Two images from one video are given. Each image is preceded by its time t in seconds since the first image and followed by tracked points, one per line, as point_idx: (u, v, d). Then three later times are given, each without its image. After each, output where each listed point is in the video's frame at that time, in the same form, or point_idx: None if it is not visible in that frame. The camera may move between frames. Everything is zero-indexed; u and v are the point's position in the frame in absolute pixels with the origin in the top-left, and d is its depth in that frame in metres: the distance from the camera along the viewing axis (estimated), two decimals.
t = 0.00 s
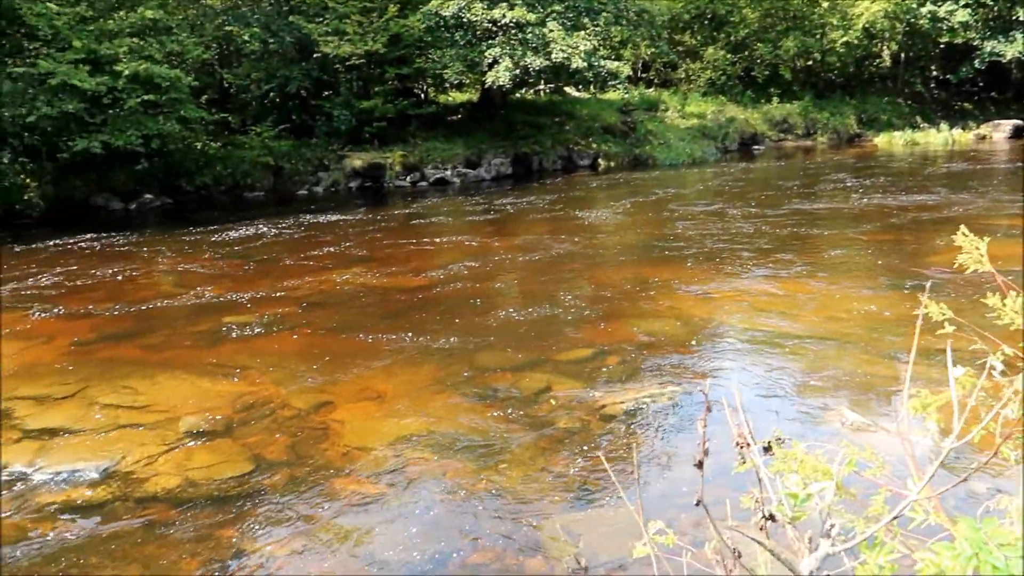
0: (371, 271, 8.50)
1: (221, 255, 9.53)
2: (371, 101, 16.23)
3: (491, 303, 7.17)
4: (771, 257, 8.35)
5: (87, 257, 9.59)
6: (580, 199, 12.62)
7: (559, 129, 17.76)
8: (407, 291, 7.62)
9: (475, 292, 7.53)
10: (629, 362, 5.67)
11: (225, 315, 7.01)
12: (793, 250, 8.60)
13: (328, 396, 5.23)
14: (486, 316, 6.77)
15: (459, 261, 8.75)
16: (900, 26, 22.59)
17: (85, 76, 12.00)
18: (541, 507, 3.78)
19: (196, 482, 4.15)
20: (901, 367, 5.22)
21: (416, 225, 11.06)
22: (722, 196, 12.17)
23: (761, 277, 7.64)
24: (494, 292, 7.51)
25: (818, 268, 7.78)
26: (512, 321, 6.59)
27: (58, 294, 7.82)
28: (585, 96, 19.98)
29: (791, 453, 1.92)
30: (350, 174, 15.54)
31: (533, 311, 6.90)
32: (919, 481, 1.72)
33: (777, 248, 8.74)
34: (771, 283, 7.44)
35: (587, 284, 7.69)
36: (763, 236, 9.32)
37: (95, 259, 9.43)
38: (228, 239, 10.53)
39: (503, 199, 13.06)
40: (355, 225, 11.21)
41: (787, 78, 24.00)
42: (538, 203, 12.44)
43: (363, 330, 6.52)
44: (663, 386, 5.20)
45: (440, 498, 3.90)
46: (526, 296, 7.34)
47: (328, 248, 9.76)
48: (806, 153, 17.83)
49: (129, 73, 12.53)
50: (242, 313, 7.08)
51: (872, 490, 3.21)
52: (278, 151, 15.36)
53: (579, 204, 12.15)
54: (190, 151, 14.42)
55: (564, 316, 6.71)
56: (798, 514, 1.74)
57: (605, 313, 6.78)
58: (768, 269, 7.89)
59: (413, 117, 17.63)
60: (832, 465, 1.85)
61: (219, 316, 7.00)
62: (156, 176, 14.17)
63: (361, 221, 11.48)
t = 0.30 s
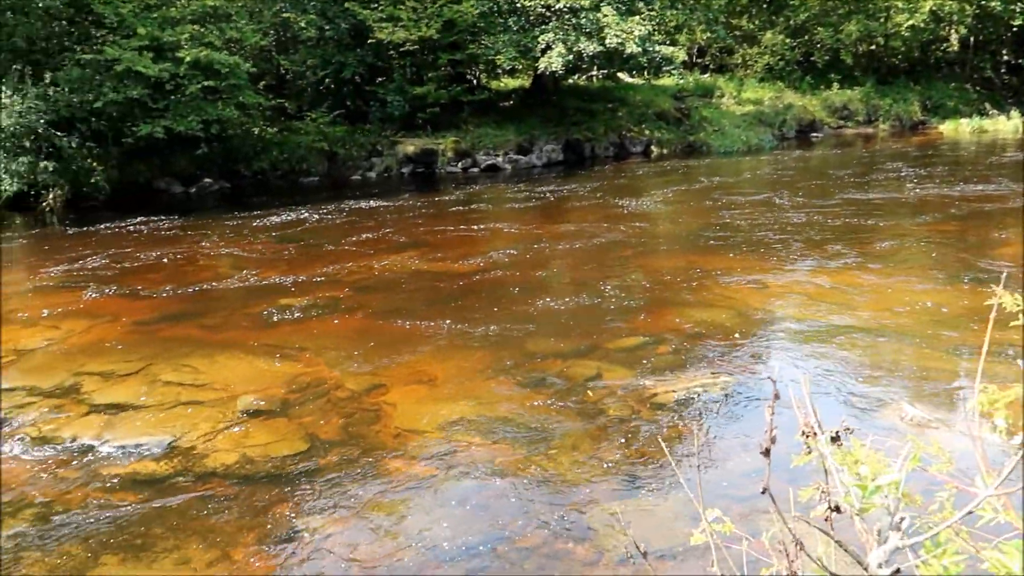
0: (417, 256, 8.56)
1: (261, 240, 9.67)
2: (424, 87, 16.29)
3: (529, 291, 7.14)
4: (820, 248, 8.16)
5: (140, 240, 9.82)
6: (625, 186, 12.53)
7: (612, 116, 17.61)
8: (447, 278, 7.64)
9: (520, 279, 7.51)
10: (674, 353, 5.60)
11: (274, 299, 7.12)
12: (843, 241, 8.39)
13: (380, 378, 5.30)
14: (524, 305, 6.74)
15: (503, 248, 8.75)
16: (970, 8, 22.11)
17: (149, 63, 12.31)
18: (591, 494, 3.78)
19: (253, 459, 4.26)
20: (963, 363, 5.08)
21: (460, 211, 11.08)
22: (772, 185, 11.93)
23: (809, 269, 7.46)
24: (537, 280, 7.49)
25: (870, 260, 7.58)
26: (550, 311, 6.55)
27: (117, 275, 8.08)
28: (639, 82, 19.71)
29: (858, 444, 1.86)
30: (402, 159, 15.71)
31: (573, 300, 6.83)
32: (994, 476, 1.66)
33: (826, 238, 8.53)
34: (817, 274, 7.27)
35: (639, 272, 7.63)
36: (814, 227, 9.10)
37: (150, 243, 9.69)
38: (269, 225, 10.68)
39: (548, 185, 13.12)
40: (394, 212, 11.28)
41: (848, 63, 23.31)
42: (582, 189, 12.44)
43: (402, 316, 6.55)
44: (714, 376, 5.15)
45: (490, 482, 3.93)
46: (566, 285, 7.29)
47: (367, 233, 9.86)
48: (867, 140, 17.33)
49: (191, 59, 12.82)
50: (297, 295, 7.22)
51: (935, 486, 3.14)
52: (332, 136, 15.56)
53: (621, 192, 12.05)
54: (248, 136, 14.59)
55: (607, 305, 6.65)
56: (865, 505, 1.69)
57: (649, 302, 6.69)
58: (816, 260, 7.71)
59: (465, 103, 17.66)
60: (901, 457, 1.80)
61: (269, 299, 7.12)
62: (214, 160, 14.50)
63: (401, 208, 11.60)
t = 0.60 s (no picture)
0: (457, 243, 8.58)
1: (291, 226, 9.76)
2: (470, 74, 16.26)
3: (560, 281, 7.10)
4: (865, 243, 7.98)
5: (187, 223, 9.99)
6: (661, 177, 12.40)
7: (658, 105, 17.43)
8: (479, 266, 7.64)
9: (554, 269, 7.48)
10: (711, 345, 5.54)
11: (316, 283, 7.19)
12: (886, 236, 8.19)
13: (422, 362, 5.36)
14: (556, 295, 6.71)
15: (541, 237, 8.73)
16: None
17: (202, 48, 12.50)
18: (632, 484, 3.78)
19: (298, 438, 4.34)
20: (1017, 362, 4.93)
21: (497, 199, 11.05)
22: (814, 177, 11.69)
23: (850, 264, 7.29)
24: (570, 270, 7.45)
25: (913, 255, 7.38)
26: (584, 302, 6.49)
27: (167, 256, 8.29)
28: (687, 70, 19.42)
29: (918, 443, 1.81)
30: (447, 146, 15.73)
31: (607, 291, 6.76)
32: None
33: (869, 233, 8.33)
34: (851, 270, 7.10)
35: (683, 263, 7.56)
36: (854, 221, 8.90)
37: (198, 225, 9.88)
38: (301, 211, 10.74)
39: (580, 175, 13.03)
40: (425, 199, 11.32)
41: (904, 53, 22.59)
42: (618, 180, 12.35)
43: (435, 303, 6.56)
44: (759, 369, 5.08)
45: (529, 469, 3.95)
46: (596, 276, 7.24)
47: (400, 220, 9.90)
48: (922, 132, 16.84)
49: (242, 45, 12.97)
50: (342, 279, 7.32)
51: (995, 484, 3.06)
52: (378, 122, 15.69)
53: (655, 182, 11.93)
54: (296, 121, 14.83)
55: (645, 296, 6.59)
56: (922, 506, 1.65)
57: (689, 294, 6.62)
58: (857, 255, 7.55)
59: (511, 90, 17.62)
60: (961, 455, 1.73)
61: (311, 283, 7.19)
62: (264, 145, 14.78)
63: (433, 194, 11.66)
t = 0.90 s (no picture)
0: (496, 234, 8.61)
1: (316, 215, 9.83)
2: (513, 65, 16.23)
3: (586, 275, 7.04)
4: (914, 241, 7.78)
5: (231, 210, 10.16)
6: (693, 171, 12.28)
7: (702, 97, 17.21)
8: (507, 259, 7.61)
9: (582, 263, 7.42)
10: (744, 342, 5.47)
11: (356, 272, 7.25)
12: (929, 235, 7.98)
13: (462, 352, 5.39)
14: (582, 289, 6.66)
15: (575, 230, 8.68)
16: None
17: (250, 37, 12.65)
18: (671, 479, 3.75)
19: (339, 424, 4.40)
20: None
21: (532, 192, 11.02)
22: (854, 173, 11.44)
23: (890, 262, 7.12)
24: (597, 264, 7.39)
25: (953, 255, 7.17)
26: (615, 297, 6.41)
27: (214, 242, 8.46)
28: (732, 62, 19.13)
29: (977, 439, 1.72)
30: (489, 137, 15.67)
31: (636, 287, 6.67)
32: None
33: (911, 231, 8.14)
34: (881, 270, 6.92)
35: (725, 258, 7.47)
36: (891, 220, 8.66)
37: (243, 212, 10.06)
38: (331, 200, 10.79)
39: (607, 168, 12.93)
40: (451, 190, 11.35)
41: (959, 46, 21.87)
42: (651, 173, 12.24)
43: (466, 294, 6.58)
44: (802, 367, 5.01)
45: (567, 461, 3.95)
46: (620, 271, 7.15)
47: (428, 211, 9.90)
48: (976, 128, 16.33)
49: (289, 34, 13.12)
50: (384, 267, 7.40)
51: None
52: (421, 113, 15.88)
53: (686, 176, 11.82)
54: (340, 110, 15.17)
55: (686, 290, 6.54)
56: (981, 504, 1.56)
57: (727, 290, 6.54)
58: (895, 255, 7.35)
59: (554, 81, 17.55)
60: None
61: (351, 272, 7.26)
62: (309, 133, 15.02)
63: (461, 186, 11.68)
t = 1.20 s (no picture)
0: (533, 230, 8.60)
1: (342, 209, 9.88)
2: (552, 61, 16.20)
3: (611, 274, 6.98)
4: (959, 245, 7.60)
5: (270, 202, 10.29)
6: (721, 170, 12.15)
7: (743, 96, 17.00)
8: (540, 256, 7.59)
9: (605, 262, 7.35)
10: (779, 344, 5.40)
11: (390, 266, 7.29)
12: (972, 239, 7.79)
13: (497, 347, 5.40)
14: (606, 288, 6.61)
15: (601, 229, 8.61)
16: None
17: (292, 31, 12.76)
18: (704, 479, 3.73)
19: (374, 415, 4.44)
20: None
21: (561, 189, 10.95)
22: (893, 175, 11.22)
23: (934, 267, 6.95)
24: (622, 263, 7.32)
25: (991, 261, 7.00)
26: (643, 298, 6.33)
27: (254, 232, 8.60)
28: (774, 61, 18.87)
29: None
30: (526, 133, 15.67)
31: (660, 287, 6.59)
32: None
33: (954, 235, 7.96)
34: (909, 276, 6.76)
35: (764, 259, 7.37)
36: (927, 223, 8.45)
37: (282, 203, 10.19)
38: (356, 194, 10.82)
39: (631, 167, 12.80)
40: (477, 186, 11.34)
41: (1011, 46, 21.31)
42: (682, 172, 12.13)
43: (491, 291, 6.56)
44: (841, 371, 4.93)
45: (599, 459, 3.94)
46: (646, 270, 7.08)
47: (451, 208, 9.86)
48: None
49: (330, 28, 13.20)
50: (419, 261, 7.44)
51: None
52: (459, 108, 15.90)
53: (715, 175, 11.70)
54: (379, 104, 15.16)
55: (723, 291, 6.48)
56: None
57: (763, 292, 6.44)
58: (939, 259, 7.18)
59: (592, 78, 17.47)
60: None
61: (385, 265, 7.30)
62: (348, 127, 15.19)
63: (485, 182, 11.67)
